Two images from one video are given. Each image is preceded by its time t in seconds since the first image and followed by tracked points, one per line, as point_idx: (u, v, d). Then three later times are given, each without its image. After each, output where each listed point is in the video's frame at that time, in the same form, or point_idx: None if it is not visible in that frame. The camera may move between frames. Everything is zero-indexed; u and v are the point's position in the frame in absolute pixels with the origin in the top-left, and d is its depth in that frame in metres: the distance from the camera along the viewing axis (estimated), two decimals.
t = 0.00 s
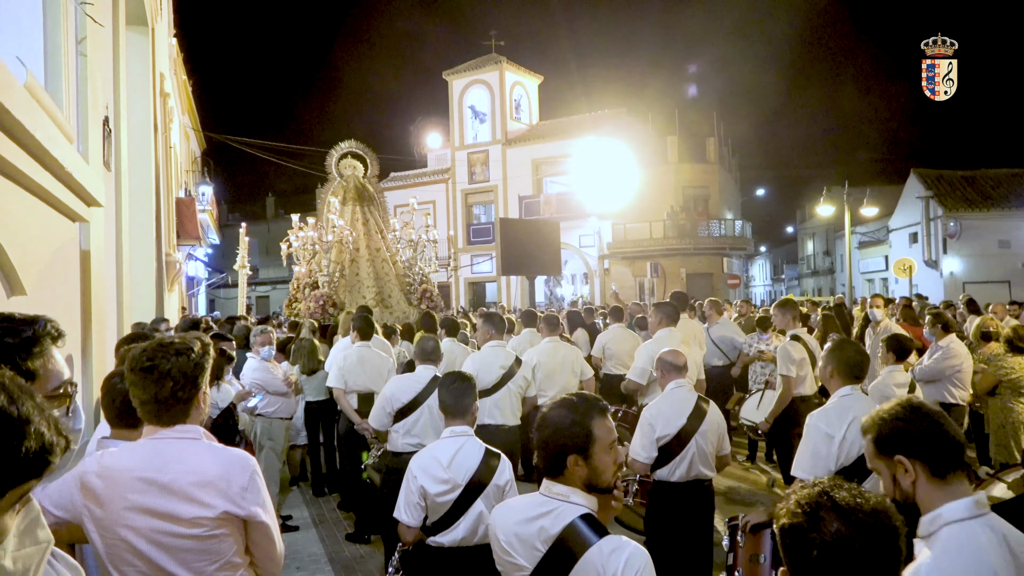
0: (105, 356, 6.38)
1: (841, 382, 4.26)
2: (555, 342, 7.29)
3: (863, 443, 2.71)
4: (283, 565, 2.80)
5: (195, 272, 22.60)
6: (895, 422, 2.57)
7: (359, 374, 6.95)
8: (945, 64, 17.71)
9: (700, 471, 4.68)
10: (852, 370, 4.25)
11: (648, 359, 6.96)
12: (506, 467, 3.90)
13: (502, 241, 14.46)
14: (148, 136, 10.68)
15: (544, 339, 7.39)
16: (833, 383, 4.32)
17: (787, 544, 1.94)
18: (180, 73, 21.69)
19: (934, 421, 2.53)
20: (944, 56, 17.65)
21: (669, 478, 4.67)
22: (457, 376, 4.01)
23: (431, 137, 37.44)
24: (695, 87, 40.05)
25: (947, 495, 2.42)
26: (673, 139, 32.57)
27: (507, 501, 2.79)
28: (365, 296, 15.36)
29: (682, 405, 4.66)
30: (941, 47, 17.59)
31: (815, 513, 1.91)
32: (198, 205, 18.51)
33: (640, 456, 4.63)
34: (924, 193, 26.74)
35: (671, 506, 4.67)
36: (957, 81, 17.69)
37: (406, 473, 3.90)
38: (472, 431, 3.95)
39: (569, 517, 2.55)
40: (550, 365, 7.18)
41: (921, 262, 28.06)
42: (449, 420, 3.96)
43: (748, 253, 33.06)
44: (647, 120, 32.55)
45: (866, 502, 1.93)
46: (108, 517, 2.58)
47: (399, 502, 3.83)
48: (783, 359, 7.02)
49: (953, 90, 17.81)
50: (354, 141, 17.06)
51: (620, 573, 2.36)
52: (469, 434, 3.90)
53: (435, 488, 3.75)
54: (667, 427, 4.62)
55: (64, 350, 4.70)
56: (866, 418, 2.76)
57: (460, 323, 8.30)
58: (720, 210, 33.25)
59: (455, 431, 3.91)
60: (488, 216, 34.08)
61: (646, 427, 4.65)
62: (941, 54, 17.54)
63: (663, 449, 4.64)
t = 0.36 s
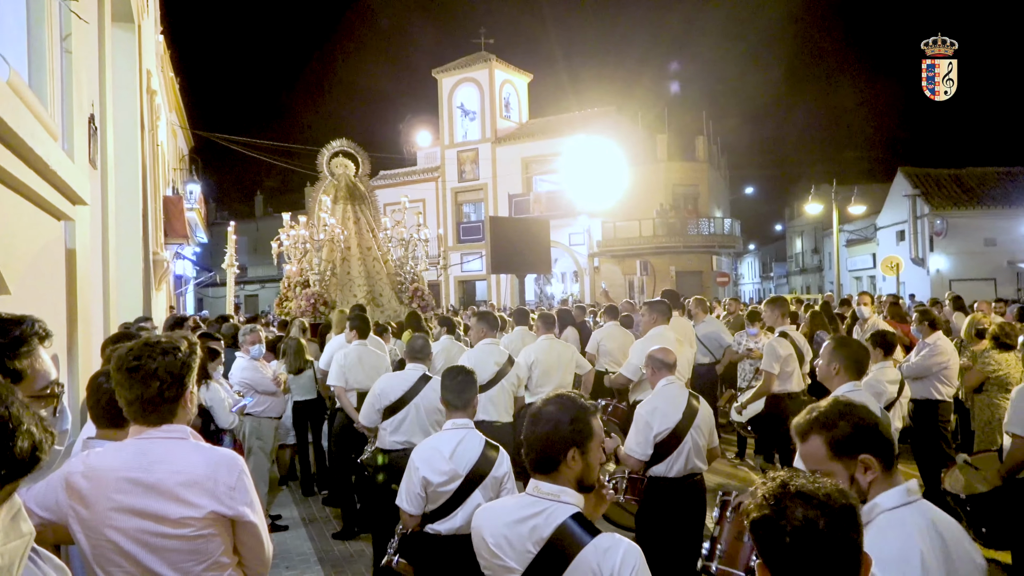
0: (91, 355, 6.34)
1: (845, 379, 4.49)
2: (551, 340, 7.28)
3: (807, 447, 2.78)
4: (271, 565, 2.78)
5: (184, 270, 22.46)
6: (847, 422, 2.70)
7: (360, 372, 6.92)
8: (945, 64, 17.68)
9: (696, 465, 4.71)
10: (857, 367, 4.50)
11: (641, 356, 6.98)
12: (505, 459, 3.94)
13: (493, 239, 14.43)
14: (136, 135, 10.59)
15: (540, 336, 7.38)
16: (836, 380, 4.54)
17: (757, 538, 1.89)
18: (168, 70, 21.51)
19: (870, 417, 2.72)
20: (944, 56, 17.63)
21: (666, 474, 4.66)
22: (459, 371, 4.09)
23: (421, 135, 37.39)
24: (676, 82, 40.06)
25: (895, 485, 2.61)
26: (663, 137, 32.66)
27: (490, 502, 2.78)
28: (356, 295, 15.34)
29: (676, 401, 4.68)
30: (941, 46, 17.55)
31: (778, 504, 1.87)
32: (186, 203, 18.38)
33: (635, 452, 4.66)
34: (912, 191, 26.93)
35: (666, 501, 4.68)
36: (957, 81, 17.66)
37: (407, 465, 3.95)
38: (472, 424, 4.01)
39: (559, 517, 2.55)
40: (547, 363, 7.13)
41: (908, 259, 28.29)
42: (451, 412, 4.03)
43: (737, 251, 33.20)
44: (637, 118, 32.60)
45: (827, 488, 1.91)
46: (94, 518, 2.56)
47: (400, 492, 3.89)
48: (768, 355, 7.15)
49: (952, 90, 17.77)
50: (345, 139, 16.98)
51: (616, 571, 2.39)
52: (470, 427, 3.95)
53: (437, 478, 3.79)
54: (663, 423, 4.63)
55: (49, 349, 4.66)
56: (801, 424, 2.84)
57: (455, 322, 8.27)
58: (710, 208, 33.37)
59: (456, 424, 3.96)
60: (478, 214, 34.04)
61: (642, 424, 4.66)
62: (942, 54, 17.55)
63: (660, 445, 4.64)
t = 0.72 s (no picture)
0: (81, 355, 6.30)
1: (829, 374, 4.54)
2: (544, 339, 7.31)
3: (788, 455, 2.75)
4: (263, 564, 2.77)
5: (176, 269, 22.36)
6: (821, 423, 2.74)
7: (354, 371, 6.93)
8: (945, 64, 17.75)
9: (684, 460, 4.75)
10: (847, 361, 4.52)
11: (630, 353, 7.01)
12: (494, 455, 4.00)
13: (486, 238, 14.42)
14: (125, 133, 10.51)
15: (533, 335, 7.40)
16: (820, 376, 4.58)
17: (735, 533, 1.89)
18: (159, 67, 21.37)
19: (833, 418, 2.79)
20: (943, 56, 17.71)
21: (654, 469, 4.69)
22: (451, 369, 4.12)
23: (413, 134, 37.34)
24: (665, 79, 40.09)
25: (860, 478, 2.73)
26: (656, 136, 32.70)
27: (473, 503, 2.76)
28: (348, 294, 15.32)
29: (663, 395, 4.73)
30: (941, 46, 17.62)
31: (755, 499, 1.87)
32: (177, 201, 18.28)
33: (625, 448, 4.65)
34: (902, 190, 27.07)
35: (653, 495, 4.69)
36: (957, 80, 17.74)
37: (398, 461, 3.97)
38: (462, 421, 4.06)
39: (547, 512, 2.55)
40: (539, 361, 7.19)
41: (899, 258, 28.45)
42: (440, 409, 4.06)
43: (729, 249, 33.30)
44: (629, 117, 32.63)
45: (802, 484, 1.92)
46: (84, 518, 2.55)
47: (393, 486, 3.92)
48: (754, 353, 7.16)
49: (952, 90, 17.86)
50: (333, 137, 16.93)
51: (605, 566, 2.41)
52: (461, 423, 4.00)
53: (428, 473, 3.83)
54: (652, 419, 4.67)
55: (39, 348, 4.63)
56: (773, 432, 2.81)
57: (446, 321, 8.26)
58: (702, 206, 33.47)
59: (447, 421, 4.00)
60: (471, 213, 34.01)
61: (631, 420, 4.69)
62: (942, 54, 17.62)
63: (649, 439, 4.67)
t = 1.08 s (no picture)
0: (74, 353, 6.26)
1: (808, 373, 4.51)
2: (532, 339, 7.30)
3: (799, 436, 2.54)
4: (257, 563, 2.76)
5: (170, 267, 22.25)
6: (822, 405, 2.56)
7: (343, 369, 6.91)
8: (945, 64, 17.77)
9: (662, 456, 4.76)
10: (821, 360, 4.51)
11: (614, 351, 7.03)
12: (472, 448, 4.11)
13: (481, 236, 14.40)
14: (118, 130, 10.45)
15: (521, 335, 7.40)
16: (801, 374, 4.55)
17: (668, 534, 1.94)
18: (153, 65, 21.26)
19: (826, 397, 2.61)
20: (944, 56, 17.73)
21: (632, 464, 4.70)
22: (425, 367, 4.26)
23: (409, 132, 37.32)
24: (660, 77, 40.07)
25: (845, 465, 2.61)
26: (652, 134, 32.72)
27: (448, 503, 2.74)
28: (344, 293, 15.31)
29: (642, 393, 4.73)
30: (941, 46, 17.65)
31: (685, 503, 1.93)
32: (172, 199, 18.19)
33: (603, 444, 4.69)
34: (897, 189, 27.11)
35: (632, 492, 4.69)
36: (956, 81, 17.77)
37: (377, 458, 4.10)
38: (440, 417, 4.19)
39: (519, 509, 2.55)
40: (526, 360, 7.18)
41: (894, 256, 28.51)
42: (417, 405, 4.18)
43: (725, 247, 33.32)
44: (625, 115, 32.63)
45: (731, 488, 1.96)
46: (77, 518, 2.52)
47: (372, 482, 4.04)
48: (736, 352, 7.20)
49: (952, 90, 17.89)
50: (327, 136, 16.87)
51: (576, 558, 2.39)
52: (437, 419, 4.12)
53: (405, 469, 3.96)
54: (631, 415, 4.69)
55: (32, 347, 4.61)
56: (782, 413, 2.57)
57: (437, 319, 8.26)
58: (698, 205, 33.49)
59: (424, 417, 4.13)
60: (466, 211, 33.96)
61: (609, 417, 4.71)
62: (942, 54, 17.65)
63: (627, 436, 4.69)
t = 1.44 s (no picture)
0: (74, 352, 6.26)
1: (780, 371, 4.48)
2: (520, 336, 7.30)
3: (793, 419, 2.54)
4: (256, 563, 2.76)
5: (169, 265, 22.24)
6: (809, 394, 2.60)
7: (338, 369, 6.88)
8: (945, 64, 17.76)
9: (646, 453, 4.88)
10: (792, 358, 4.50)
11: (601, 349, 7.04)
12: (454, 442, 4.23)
13: (481, 234, 14.39)
14: (118, 128, 10.43)
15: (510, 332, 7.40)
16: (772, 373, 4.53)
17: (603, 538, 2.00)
18: (153, 63, 21.22)
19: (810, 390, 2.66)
20: (943, 56, 17.72)
21: (617, 460, 4.85)
22: (405, 364, 4.38)
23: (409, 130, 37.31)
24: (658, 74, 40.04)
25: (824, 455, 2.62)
26: (652, 132, 32.70)
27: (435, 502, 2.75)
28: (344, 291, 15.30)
29: (627, 390, 4.85)
30: (941, 46, 17.64)
31: (614, 505, 1.98)
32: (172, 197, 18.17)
33: (589, 441, 4.84)
34: (897, 186, 27.08)
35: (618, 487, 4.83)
36: (956, 81, 17.76)
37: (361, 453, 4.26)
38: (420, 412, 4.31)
39: (501, 510, 2.56)
40: (515, 358, 7.18)
41: (893, 255, 28.51)
42: (399, 402, 4.32)
43: (725, 246, 33.33)
44: (625, 114, 32.62)
45: (663, 487, 1.99)
46: (76, 517, 2.52)
47: (356, 478, 4.20)
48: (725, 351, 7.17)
49: (952, 90, 17.89)
50: (327, 135, 16.86)
51: (550, 566, 2.39)
52: (418, 414, 4.23)
53: (387, 465, 4.12)
54: (614, 412, 4.82)
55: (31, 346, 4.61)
56: (778, 397, 2.58)
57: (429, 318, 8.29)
58: (698, 203, 33.49)
59: (404, 413, 4.25)
60: (466, 209, 33.96)
61: (594, 413, 4.86)
62: (941, 54, 17.64)
63: (611, 432, 4.84)
